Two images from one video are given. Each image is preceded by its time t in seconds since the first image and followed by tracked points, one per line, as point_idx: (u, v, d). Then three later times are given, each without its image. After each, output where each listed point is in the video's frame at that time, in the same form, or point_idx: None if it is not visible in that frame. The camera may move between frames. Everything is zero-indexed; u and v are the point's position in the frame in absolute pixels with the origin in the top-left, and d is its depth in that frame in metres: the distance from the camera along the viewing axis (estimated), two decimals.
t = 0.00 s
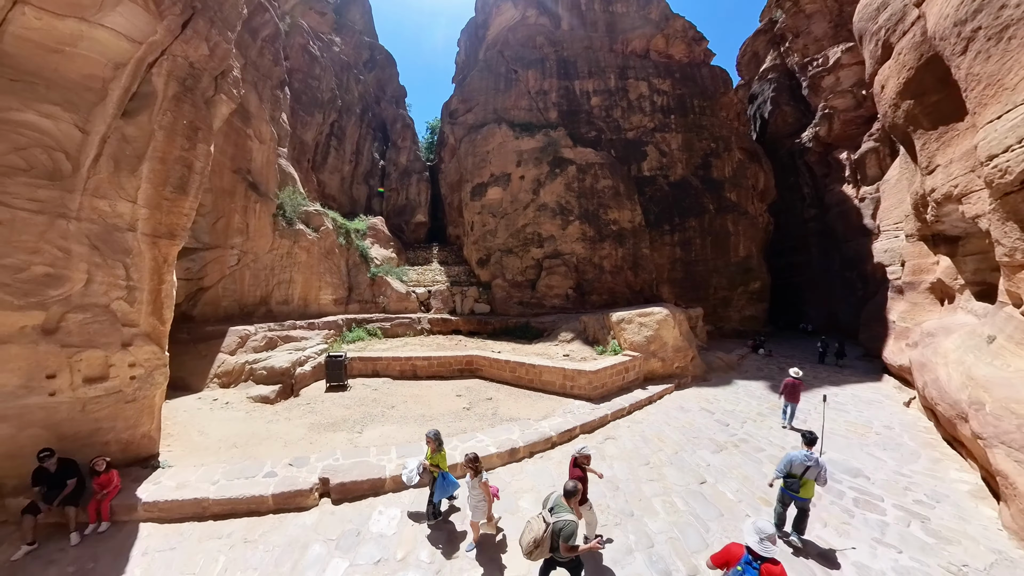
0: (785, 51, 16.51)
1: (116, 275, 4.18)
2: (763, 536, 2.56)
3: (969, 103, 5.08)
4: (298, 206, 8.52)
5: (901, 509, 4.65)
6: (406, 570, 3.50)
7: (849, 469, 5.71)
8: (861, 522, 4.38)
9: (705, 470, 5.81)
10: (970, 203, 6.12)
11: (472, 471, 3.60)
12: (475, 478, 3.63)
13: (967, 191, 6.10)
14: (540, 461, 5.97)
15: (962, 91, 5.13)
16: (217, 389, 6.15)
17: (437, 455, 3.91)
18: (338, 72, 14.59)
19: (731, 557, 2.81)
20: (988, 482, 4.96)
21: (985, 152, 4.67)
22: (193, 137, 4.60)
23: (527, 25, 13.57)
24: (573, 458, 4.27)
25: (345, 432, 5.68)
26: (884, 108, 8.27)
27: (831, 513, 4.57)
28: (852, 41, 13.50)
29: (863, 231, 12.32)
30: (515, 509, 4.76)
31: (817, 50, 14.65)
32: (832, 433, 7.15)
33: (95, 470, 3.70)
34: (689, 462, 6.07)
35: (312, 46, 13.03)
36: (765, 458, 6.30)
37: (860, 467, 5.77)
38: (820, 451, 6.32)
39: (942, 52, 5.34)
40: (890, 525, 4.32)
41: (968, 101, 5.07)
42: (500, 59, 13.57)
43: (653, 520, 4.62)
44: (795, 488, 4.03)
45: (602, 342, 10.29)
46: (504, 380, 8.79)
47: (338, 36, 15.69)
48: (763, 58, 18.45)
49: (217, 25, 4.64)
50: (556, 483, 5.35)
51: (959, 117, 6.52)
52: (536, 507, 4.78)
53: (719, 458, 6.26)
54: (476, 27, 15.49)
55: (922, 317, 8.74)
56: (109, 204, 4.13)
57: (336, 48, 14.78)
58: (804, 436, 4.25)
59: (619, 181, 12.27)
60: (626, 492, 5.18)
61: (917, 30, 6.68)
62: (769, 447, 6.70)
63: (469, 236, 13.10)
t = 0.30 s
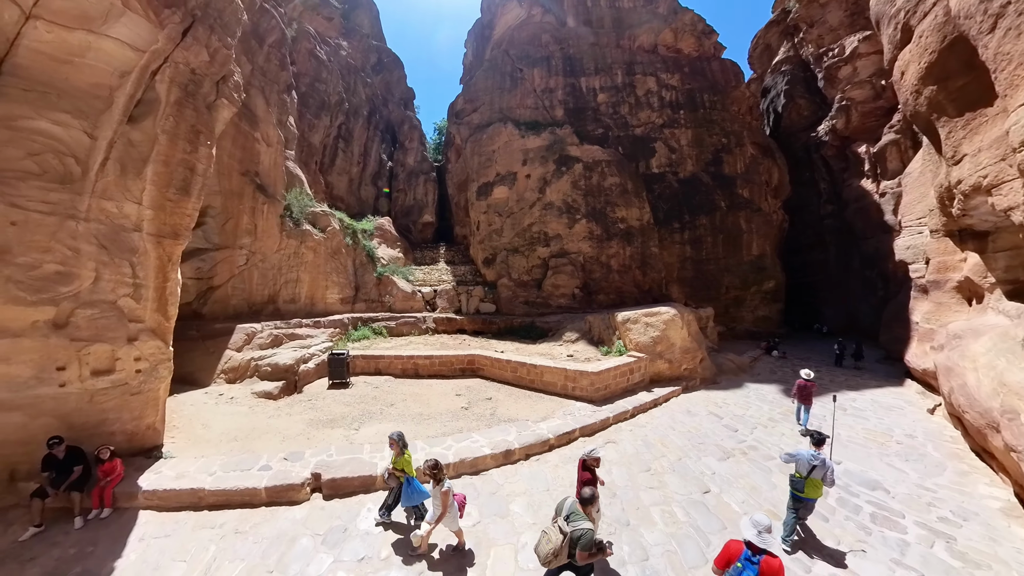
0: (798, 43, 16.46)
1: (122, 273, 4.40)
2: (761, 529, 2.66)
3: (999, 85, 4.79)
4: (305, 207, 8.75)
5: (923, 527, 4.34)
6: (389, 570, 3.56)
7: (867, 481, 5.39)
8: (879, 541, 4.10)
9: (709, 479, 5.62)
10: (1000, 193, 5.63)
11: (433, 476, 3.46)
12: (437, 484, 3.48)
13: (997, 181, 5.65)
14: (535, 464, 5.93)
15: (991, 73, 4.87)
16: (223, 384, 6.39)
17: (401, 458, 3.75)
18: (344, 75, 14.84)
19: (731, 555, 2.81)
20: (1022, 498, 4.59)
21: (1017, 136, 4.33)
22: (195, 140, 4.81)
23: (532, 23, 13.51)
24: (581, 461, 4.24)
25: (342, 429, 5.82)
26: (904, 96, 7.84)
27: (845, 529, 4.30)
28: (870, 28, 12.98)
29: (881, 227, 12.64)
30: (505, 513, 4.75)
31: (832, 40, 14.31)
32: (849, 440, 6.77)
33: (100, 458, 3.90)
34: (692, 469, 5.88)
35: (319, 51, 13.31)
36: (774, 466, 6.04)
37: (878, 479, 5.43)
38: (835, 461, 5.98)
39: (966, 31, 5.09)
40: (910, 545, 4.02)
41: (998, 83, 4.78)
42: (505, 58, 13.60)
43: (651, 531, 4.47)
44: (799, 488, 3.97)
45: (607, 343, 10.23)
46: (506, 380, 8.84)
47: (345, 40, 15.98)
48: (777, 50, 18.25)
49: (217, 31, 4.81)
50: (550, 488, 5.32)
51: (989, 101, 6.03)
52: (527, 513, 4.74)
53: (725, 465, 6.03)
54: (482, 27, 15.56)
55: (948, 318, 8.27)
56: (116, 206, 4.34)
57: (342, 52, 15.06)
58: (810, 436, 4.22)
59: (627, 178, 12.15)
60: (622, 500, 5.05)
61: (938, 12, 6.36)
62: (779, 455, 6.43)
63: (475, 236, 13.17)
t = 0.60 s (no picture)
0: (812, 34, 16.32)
1: (130, 272, 4.60)
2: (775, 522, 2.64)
3: None
4: (312, 208, 8.97)
5: (949, 548, 4.01)
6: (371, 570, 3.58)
7: (887, 494, 5.04)
8: (900, 562, 3.80)
9: (714, 488, 5.39)
10: None
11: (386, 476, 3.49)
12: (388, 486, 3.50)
13: None
14: (532, 467, 5.90)
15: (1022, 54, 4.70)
16: (231, 380, 6.60)
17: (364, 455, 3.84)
18: (351, 78, 15.11)
19: (741, 542, 2.92)
20: None
21: None
22: (198, 144, 5.03)
23: (538, 21, 13.49)
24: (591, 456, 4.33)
25: (341, 425, 5.96)
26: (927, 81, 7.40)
27: (862, 547, 4.00)
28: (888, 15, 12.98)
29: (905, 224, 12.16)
30: (497, 517, 4.74)
31: (848, 29, 14.15)
32: (868, 449, 6.39)
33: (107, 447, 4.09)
34: (697, 477, 5.66)
35: (326, 55, 13.59)
36: (785, 476, 5.78)
37: (898, 492, 5.09)
38: (853, 471, 5.63)
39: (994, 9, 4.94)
40: (935, 568, 3.71)
41: None
42: (511, 57, 13.61)
43: (649, 542, 4.29)
44: (817, 483, 4.08)
45: (613, 343, 10.17)
46: (507, 380, 8.88)
47: (352, 44, 16.32)
48: (789, 42, 18.43)
49: (219, 38, 4.98)
50: (545, 492, 5.28)
51: (1020, 85, 5.62)
52: (520, 520, 4.67)
53: (732, 474, 5.79)
54: (488, 28, 15.62)
55: (977, 318, 7.78)
56: (125, 207, 4.54)
57: (350, 55, 15.33)
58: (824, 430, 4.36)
59: (635, 175, 12.01)
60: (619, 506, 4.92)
61: None
62: (791, 464, 6.16)
63: (482, 235, 13.25)
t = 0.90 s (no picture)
0: (829, 23, 16.00)
1: (137, 273, 4.80)
2: (799, 536, 2.59)
3: None
4: (319, 210, 9.19)
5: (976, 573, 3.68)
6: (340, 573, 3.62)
7: (909, 511, 4.70)
8: None
9: (717, 500, 5.18)
10: None
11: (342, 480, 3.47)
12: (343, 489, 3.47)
13: None
14: (528, 472, 5.89)
15: None
16: (238, 378, 6.77)
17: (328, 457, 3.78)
18: (358, 81, 15.37)
19: (763, 554, 2.89)
20: None
21: None
22: (201, 149, 5.24)
23: (544, 19, 13.45)
24: (593, 456, 4.41)
25: (340, 425, 6.14)
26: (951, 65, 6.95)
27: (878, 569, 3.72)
28: None
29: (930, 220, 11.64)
30: (488, 522, 4.78)
31: (866, 17, 13.72)
32: (887, 461, 6.02)
33: (115, 440, 4.31)
34: (700, 487, 5.45)
35: (333, 59, 13.85)
36: (797, 489, 5.50)
37: (921, 509, 4.74)
38: (871, 486, 5.29)
39: None
40: None
41: None
42: (517, 55, 13.57)
43: (645, 555, 4.12)
44: (827, 487, 4.03)
45: (619, 345, 10.10)
46: (509, 381, 8.91)
47: (360, 48, 16.61)
48: (803, 32, 17.81)
49: (220, 46, 5.15)
50: (540, 499, 5.25)
51: None
52: (512, 530, 4.64)
53: (739, 485, 5.56)
54: (494, 28, 15.64)
55: (1007, 321, 7.27)
56: (132, 211, 4.75)
57: (356, 59, 15.58)
58: (830, 433, 4.32)
59: (644, 172, 11.82)
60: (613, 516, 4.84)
61: None
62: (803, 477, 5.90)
63: (488, 235, 13.31)
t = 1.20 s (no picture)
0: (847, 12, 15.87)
1: (152, 273, 5.07)
2: (825, 539, 2.64)
3: None
4: (330, 211, 9.46)
5: None
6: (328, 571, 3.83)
7: (937, 531, 4.35)
8: None
9: (723, 512, 4.98)
10: None
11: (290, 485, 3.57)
12: (290, 496, 3.53)
13: None
14: (526, 475, 5.88)
15: None
16: (249, 373, 7.04)
17: (291, 458, 3.78)
18: (369, 85, 15.70)
19: (786, 558, 2.85)
20: None
21: None
22: (211, 154, 5.50)
23: (552, 16, 13.44)
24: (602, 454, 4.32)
25: (343, 422, 6.32)
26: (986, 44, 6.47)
27: None
28: None
29: (962, 216, 10.92)
30: (481, 524, 4.81)
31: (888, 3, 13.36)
32: (914, 475, 5.61)
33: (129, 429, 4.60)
34: (707, 498, 5.27)
35: (342, 64, 14.18)
36: (811, 503, 5.23)
37: (952, 531, 4.36)
38: (896, 502, 4.93)
39: None
40: None
41: None
42: (524, 54, 13.56)
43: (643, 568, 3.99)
44: (829, 479, 4.24)
45: (627, 346, 9.97)
46: (514, 381, 8.93)
47: (370, 52, 16.96)
48: (821, 21, 17.92)
49: (227, 54, 5.37)
50: (536, 503, 5.24)
51: None
52: (505, 534, 4.64)
53: (749, 497, 5.33)
54: (502, 28, 15.68)
55: None
56: (146, 214, 5.01)
57: (366, 63, 15.90)
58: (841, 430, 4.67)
59: (655, 169, 11.62)
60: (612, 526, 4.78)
61: None
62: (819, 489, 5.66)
63: (497, 234, 13.37)
